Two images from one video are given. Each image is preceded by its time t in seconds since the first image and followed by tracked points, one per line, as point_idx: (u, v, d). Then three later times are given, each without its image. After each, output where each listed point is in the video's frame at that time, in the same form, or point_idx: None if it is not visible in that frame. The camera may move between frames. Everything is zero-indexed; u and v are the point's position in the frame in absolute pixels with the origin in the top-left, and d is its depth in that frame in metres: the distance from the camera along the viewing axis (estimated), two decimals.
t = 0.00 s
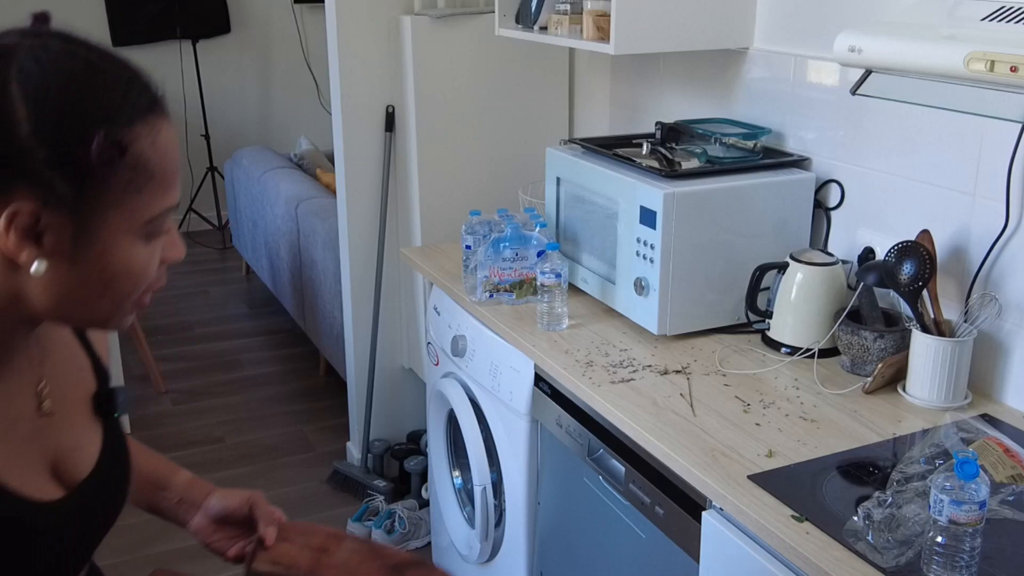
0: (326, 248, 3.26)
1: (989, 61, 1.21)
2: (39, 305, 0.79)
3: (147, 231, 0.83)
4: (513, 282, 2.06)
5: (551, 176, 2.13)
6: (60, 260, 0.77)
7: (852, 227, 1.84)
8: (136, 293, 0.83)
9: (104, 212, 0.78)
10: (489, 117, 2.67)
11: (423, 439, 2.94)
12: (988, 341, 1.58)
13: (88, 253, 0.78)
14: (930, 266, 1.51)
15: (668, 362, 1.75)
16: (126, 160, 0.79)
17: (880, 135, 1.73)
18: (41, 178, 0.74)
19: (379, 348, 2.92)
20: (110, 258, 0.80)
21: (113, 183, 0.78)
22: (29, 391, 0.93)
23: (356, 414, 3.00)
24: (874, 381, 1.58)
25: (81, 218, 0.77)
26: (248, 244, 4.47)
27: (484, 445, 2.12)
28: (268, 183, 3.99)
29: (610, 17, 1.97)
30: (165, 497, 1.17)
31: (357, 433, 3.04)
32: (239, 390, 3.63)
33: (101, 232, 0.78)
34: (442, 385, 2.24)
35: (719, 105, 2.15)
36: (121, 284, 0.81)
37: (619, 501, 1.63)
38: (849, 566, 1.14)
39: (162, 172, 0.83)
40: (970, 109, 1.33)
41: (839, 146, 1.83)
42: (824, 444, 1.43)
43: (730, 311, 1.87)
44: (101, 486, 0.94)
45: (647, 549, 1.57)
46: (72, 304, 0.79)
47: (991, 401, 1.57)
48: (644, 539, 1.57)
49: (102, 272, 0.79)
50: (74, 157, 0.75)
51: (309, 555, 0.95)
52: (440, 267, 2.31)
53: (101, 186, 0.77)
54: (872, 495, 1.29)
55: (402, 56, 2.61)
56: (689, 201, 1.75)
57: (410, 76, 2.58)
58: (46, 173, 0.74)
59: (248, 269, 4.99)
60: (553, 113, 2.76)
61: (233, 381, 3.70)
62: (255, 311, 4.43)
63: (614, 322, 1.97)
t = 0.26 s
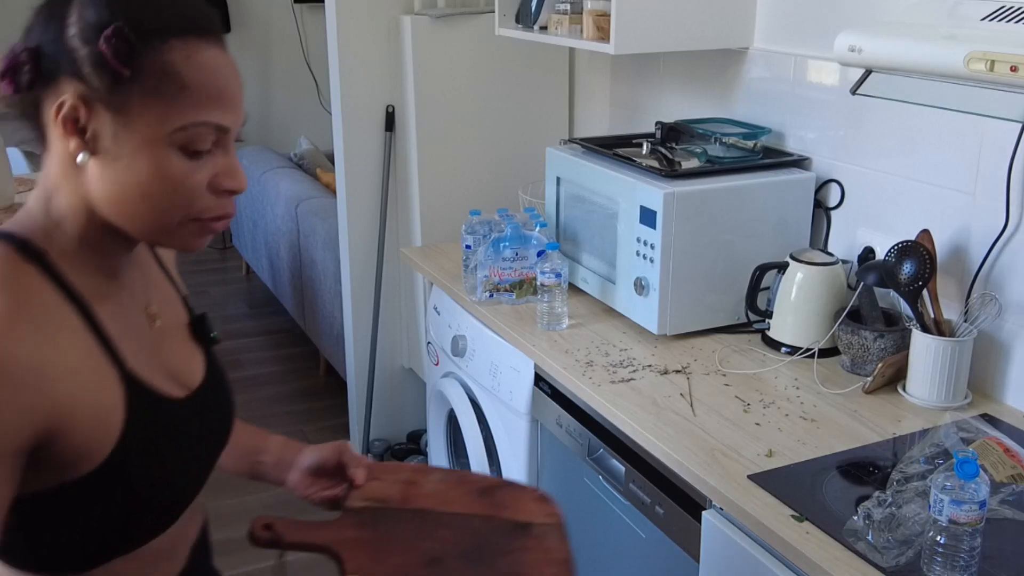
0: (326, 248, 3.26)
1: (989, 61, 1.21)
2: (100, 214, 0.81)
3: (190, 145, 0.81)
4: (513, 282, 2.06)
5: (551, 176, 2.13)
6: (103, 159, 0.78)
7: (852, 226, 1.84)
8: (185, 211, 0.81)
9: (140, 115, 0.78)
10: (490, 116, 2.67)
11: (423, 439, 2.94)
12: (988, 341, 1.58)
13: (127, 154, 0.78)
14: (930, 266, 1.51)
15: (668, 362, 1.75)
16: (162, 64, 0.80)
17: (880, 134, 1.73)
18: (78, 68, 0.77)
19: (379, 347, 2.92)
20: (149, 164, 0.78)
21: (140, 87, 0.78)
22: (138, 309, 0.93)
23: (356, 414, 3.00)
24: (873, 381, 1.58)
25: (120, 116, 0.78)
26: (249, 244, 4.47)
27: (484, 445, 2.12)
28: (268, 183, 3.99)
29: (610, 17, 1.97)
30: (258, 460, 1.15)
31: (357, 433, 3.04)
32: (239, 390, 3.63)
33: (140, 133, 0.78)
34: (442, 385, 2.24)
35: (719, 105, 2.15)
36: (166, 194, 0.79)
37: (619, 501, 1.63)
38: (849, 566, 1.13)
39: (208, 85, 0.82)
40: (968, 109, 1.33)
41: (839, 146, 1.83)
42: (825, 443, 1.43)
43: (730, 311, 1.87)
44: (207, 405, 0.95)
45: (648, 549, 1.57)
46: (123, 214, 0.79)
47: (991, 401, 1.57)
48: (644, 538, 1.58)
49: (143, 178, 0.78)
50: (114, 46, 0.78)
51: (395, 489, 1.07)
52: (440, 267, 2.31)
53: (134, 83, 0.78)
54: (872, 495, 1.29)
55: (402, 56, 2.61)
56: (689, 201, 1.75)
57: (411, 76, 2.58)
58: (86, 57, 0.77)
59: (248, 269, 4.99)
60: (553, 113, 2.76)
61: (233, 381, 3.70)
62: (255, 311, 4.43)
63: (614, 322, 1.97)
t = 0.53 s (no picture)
0: (326, 248, 3.26)
1: (990, 61, 1.21)
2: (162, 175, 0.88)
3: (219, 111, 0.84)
4: (513, 282, 2.06)
5: (551, 176, 2.13)
6: (156, 120, 0.86)
7: (852, 227, 1.84)
8: (212, 177, 0.85)
9: (177, 80, 0.84)
10: (490, 116, 2.68)
11: (423, 439, 2.94)
12: (989, 341, 1.58)
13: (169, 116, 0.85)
14: (930, 266, 1.51)
15: (668, 362, 1.75)
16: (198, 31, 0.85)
17: (881, 134, 1.73)
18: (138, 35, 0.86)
19: (379, 347, 2.92)
20: (184, 128, 0.84)
21: (178, 53, 0.84)
22: (218, 288, 0.99)
23: (356, 414, 3.00)
24: (874, 380, 1.58)
25: (165, 79, 0.85)
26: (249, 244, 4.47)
27: (484, 445, 2.12)
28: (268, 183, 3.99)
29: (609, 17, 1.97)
30: (372, 474, 1.17)
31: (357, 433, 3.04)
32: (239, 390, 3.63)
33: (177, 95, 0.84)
34: (442, 385, 2.24)
35: (719, 105, 2.15)
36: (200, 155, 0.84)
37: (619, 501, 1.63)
38: (849, 566, 1.13)
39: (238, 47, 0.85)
40: (969, 108, 1.33)
41: (839, 146, 1.83)
42: (825, 443, 1.43)
43: (730, 311, 1.87)
44: (273, 382, 0.98)
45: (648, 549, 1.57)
46: (171, 176, 0.86)
47: (991, 401, 1.57)
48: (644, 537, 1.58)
49: (180, 139, 0.84)
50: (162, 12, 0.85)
51: (498, 507, 0.97)
52: (440, 267, 2.31)
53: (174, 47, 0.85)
54: (872, 495, 1.29)
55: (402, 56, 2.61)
56: (689, 201, 1.75)
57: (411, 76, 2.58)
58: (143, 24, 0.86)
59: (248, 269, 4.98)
60: (553, 113, 2.76)
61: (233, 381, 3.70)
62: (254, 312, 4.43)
63: (614, 322, 1.97)
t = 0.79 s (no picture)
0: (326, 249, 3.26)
1: (990, 61, 1.21)
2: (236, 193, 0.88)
3: (306, 127, 0.84)
4: (513, 282, 2.06)
5: (551, 176, 2.13)
6: (234, 138, 0.86)
7: (852, 227, 1.84)
8: (303, 195, 0.85)
9: (259, 97, 0.84)
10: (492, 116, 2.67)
11: (423, 440, 2.94)
12: (989, 341, 1.58)
13: (250, 135, 0.84)
14: (930, 266, 1.51)
15: (668, 362, 1.75)
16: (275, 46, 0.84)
17: (881, 134, 1.73)
18: (214, 51, 0.85)
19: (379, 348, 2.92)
20: (266, 144, 0.83)
21: (259, 69, 0.84)
22: (287, 313, 1.00)
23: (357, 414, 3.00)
24: (873, 380, 1.58)
25: (246, 97, 0.84)
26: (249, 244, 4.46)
27: (484, 445, 2.12)
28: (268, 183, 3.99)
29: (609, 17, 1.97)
30: (451, 527, 1.18)
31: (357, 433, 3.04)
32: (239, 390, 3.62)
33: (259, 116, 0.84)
34: (442, 385, 2.24)
35: (719, 105, 2.15)
36: (280, 176, 0.84)
37: (619, 501, 1.63)
38: (849, 566, 1.13)
39: (321, 63, 0.85)
40: (970, 108, 1.33)
41: (839, 146, 1.83)
42: (824, 443, 1.43)
43: (730, 310, 1.87)
44: (336, 411, 0.97)
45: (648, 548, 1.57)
46: (248, 194, 0.86)
47: (991, 401, 1.57)
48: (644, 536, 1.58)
49: (263, 159, 0.84)
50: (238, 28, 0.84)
51: None
52: (440, 267, 2.31)
53: (254, 63, 0.84)
54: (872, 494, 1.29)
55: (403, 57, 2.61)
56: (689, 201, 1.75)
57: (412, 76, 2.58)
58: (216, 37, 0.85)
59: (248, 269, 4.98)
60: (554, 113, 2.76)
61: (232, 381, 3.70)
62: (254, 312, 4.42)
63: (614, 322, 1.97)
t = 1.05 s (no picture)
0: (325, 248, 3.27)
1: (990, 61, 1.21)
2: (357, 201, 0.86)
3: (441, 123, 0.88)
4: (513, 282, 2.06)
5: (551, 176, 2.13)
6: (375, 150, 0.83)
7: (852, 227, 1.84)
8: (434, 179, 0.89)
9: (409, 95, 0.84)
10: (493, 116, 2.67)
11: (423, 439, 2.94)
12: (988, 341, 1.58)
13: (396, 145, 0.84)
14: (930, 266, 1.51)
15: (668, 362, 1.75)
16: (418, 52, 0.84)
17: (881, 135, 1.73)
18: (357, 64, 0.80)
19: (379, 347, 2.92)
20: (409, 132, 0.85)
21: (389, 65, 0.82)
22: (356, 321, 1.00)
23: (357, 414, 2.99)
24: (873, 380, 1.59)
25: (396, 108, 0.83)
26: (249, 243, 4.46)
27: (484, 445, 2.12)
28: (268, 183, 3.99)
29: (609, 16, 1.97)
30: (501, 521, 1.14)
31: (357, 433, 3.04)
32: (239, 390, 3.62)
33: (407, 122, 0.85)
34: (442, 385, 2.24)
35: (719, 105, 2.15)
36: (419, 176, 0.87)
37: (619, 500, 1.63)
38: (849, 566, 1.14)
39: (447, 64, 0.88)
40: (970, 109, 1.33)
41: (839, 146, 1.83)
42: (825, 443, 1.43)
43: (730, 310, 1.87)
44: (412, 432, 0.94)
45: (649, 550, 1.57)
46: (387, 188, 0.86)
47: (991, 401, 1.57)
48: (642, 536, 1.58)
49: (411, 164, 0.86)
50: (385, 34, 0.81)
51: None
52: (440, 267, 2.31)
53: (407, 70, 0.83)
54: (872, 494, 1.29)
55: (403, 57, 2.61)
56: (689, 201, 1.75)
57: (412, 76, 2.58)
58: (357, 48, 0.80)
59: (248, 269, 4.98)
60: (554, 113, 2.76)
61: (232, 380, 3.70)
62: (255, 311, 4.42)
63: (614, 322, 1.97)
